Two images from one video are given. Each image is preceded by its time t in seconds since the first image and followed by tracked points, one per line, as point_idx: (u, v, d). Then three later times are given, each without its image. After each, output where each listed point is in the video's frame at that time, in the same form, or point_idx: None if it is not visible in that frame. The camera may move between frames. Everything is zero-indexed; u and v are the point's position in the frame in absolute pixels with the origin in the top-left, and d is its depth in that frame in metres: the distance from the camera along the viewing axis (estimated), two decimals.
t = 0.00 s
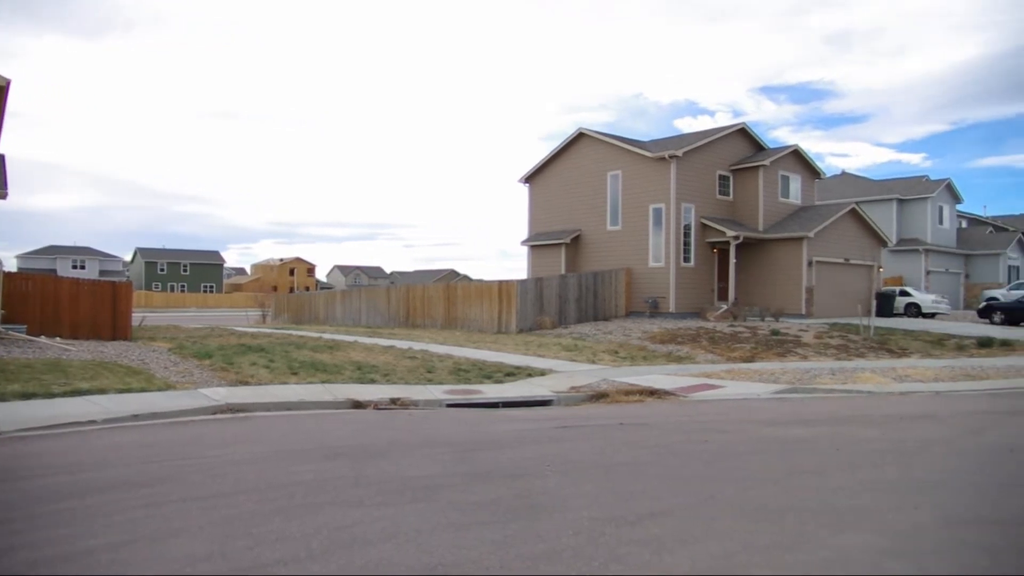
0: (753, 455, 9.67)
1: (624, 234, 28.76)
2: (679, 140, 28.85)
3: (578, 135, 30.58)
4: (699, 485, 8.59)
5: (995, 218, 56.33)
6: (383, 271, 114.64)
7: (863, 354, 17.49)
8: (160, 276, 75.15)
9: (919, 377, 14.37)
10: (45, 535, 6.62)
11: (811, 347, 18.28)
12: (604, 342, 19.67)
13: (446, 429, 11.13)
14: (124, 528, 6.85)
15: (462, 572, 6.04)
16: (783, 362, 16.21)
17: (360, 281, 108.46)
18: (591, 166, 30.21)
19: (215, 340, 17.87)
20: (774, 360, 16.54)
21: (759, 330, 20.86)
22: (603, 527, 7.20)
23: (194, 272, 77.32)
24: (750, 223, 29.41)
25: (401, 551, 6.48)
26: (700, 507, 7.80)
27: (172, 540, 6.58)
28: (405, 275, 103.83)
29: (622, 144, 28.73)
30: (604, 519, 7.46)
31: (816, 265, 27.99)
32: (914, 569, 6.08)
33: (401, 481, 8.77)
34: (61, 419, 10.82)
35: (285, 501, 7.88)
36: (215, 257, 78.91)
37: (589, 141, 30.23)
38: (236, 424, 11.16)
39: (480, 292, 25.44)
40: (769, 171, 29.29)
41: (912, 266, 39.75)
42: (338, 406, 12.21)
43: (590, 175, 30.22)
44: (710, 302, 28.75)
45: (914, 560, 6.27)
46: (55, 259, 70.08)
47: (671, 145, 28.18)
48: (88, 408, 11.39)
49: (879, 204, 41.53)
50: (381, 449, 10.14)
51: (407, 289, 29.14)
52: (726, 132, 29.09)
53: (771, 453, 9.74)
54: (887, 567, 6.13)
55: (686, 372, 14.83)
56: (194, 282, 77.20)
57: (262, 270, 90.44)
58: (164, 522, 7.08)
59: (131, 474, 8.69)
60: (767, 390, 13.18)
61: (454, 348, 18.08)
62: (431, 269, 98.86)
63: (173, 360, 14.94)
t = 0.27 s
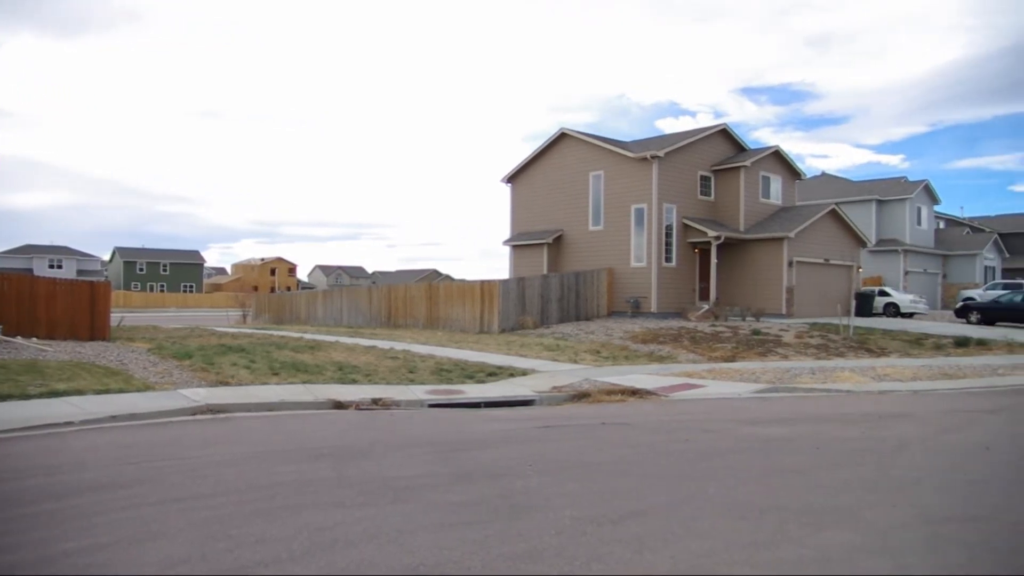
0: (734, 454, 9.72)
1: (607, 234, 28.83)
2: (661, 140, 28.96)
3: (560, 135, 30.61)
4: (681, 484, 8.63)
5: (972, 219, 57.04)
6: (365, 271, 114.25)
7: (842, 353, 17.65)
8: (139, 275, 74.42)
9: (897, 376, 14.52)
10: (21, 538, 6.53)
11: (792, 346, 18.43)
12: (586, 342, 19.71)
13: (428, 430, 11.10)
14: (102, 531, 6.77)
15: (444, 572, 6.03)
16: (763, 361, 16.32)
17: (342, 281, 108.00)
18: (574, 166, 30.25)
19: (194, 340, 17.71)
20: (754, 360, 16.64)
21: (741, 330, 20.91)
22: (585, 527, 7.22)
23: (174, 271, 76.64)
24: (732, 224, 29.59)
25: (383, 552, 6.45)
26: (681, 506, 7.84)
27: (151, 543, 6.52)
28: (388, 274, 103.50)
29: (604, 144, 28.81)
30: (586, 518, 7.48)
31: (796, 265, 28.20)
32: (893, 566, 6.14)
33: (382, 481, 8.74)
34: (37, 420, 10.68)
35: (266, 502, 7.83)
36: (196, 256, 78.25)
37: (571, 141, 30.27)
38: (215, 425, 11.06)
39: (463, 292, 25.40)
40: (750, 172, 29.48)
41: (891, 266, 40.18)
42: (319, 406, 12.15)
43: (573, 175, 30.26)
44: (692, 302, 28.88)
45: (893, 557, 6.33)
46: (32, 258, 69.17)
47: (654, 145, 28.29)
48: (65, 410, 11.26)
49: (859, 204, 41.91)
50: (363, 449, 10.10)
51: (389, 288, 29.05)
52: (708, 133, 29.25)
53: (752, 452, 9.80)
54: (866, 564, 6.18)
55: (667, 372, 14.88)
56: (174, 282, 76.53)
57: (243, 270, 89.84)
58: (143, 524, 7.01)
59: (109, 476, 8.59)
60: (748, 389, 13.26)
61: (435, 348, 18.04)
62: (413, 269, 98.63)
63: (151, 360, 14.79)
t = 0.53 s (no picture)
0: (713, 453, 9.79)
1: (586, 234, 28.91)
2: (640, 141, 29.09)
3: (540, 135, 30.65)
4: (660, 483, 8.68)
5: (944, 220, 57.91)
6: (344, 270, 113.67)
7: (819, 352, 17.84)
8: (113, 275, 73.46)
9: (873, 375, 14.71)
10: None
11: (769, 345, 18.60)
12: (566, 341, 19.75)
13: (408, 430, 11.06)
14: (76, 535, 6.67)
15: (423, 573, 6.01)
16: (741, 361, 16.44)
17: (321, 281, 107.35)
18: (553, 166, 30.31)
19: (170, 340, 17.51)
20: (733, 359, 16.77)
21: (720, 330, 21.01)
22: (564, 526, 7.23)
23: (149, 271, 75.76)
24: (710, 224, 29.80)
25: (362, 554, 6.42)
26: (661, 505, 7.88)
27: (126, 547, 6.43)
28: (367, 274, 103.04)
29: (583, 145, 28.89)
30: (566, 518, 7.49)
31: (773, 265, 28.46)
32: (868, 563, 6.22)
33: (362, 482, 8.70)
34: (9, 423, 10.50)
35: (244, 504, 7.76)
36: (171, 255, 77.36)
37: (551, 141, 30.31)
38: (193, 426, 10.95)
39: (442, 292, 25.34)
40: (728, 173, 29.71)
41: (867, 267, 40.69)
42: (298, 407, 12.06)
43: (552, 175, 30.31)
44: (670, 302, 29.05)
45: (868, 553, 6.41)
46: (3, 257, 68.02)
47: (632, 146, 28.42)
48: (39, 411, 11.09)
49: (835, 205, 42.38)
50: (342, 450, 10.04)
51: (368, 288, 28.92)
52: (687, 134, 29.43)
53: (730, 451, 9.87)
54: (841, 561, 6.26)
55: (646, 371, 14.95)
56: (150, 281, 75.65)
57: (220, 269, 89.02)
58: (118, 528, 6.91)
59: (83, 479, 8.47)
60: (726, 388, 13.35)
61: (415, 348, 17.99)
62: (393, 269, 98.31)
63: (127, 361, 14.59)
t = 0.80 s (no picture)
0: (687, 452, 9.86)
1: (561, 234, 28.97)
2: (615, 141, 29.20)
3: (515, 135, 30.65)
4: (634, 482, 8.72)
5: (913, 221, 58.86)
6: (318, 270, 112.88)
7: (791, 352, 18.04)
8: (82, 275, 72.27)
9: (843, 374, 14.91)
10: None
11: (742, 345, 18.76)
12: (540, 341, 19.77)
13: (382, 430, 11.01)
14: (43, 540, 6.54)
15: (398, 574, 5.98)
16: (715, 360, 16.56)
17: (295, 280, 106.49)
18: (528, 166, 30.33)
19: (140, 341, 17.25)
20: (707, 359, 16.88)
21: (693, 329, 21.12)
22: (539, 525, 7.24)
23: (119, 271, 74.66)
24: (683, 224, 30.01)
25: (335, 555, 6.37)
26: (635, 503, 7.92)
27: (95, 551, 6.32)
28: (341, 273, 102.41)
29: (558, 145, 28.94)
30: (541, 517, 7.50)
31: (747, 266, 28.72)
32: (839, 559, 6.30)
33: (336, 483, 8.63)
34: None
35: (216, 506, 7.66)
36: (142, 254, 76.25)
37: (526, 141, 30.32)
38: (163, 428, 10.79)
39: (417, 292, 25.25)
40: (702, 173, 29.94)
41: (838, 267, 41.22)
42: (271, 408, 11.95)
43: (528, 175, 30.32)
44: (645, 302, 29.20)
45: (839, 550, 6.49)
46: None
47: (607, 146, 28.53)
48: (5, 414, 10.87)
49: (807, 206, 42.87)
50: (316, 451, 9.96)
51: (342, 288, 28.73)
52: (661, 134, 29.60)
53: (704, 450, 9.94)
54: (813, 558, 6.32)
55: (621, 371, 15.01)
56: (119, 281, 74.55)
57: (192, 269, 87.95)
58: (85, 532, 6.79)
59: (50, 482, 8.30)
60: (700, 388, 13.45)
61: (389, 348, 17.91)
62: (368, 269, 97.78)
63: (95, 362, 14.35)
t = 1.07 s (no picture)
0: (660, 450, 9.92)
1: (536, 234, 29.01)
2: (589, 142, 29.29)
3: (489, 135, 30.63)
4: (609, 481, 8.74)
5: (883, 222, 59.75)
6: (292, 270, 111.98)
7: (764, 351, 18.22)
8: (48, 274, 71.02)
9: (814, 372, 15.09)
10: None
11: (716, 344, 18.92)
12: (514, 341, 19.77)
13: (355, 431, 10.94)
14: (8, 545, 6.40)
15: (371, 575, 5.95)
16: (688, 359, 16.68)
17: (268, 280, 105.52)
18: (502, 166, 30.33)
19: (109, 341, 16.99)
20: (680, 358, 16.99)
21: (667, 329, 21.24)
22: (513, 525, 7.24)
23: (87, 270, 73.49)
24: (657, 224, 30.20)
25: (308, 557, 6.32)
26: (608, 502, 7.94)
27: (61, 555, 6.21)
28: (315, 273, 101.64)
29: (532, 145, 28.97)
30: (515, 516, 7.51)
31: (720, 266, 28.97)
32: (810, 555, 6.36)
33: (309, 484, 8.57)
34: None
35: (187, 509, 7.56)
36: (111, 254, 75.11)
37: (501, 141, 30.30)
38: (132, 429, 10.63)
39: (391, 292, 25.13)
40: (676, 174, 30.14)
41: (810, 267, 41.72)
42: (243, 409, 11.83)
43: (503, 174, 30.31)
44: (618, 302, 29.35)
45: (810, 546, 6.57)
46: None
47: (582, 146, 28.61)
48: None
49: (780, 207, 43.33)
50: (288, 452, 9.88)
51: (315, 288, 28.52)
52: (635, 135, 29.76)
53: (677, 448, 10.00)
54: (785, 555, 6.38)
55: (595, 371, 15.06)
56: (87, 281, 73.37)
57: (162, 268, 86.78)
58: (52, 536, 6.67)
59: (15, 486, 8.14)
60: (674, 387, 13.54)
61: (362, 348, 17.82)
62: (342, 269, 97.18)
63: (61, 363, 14.09)
